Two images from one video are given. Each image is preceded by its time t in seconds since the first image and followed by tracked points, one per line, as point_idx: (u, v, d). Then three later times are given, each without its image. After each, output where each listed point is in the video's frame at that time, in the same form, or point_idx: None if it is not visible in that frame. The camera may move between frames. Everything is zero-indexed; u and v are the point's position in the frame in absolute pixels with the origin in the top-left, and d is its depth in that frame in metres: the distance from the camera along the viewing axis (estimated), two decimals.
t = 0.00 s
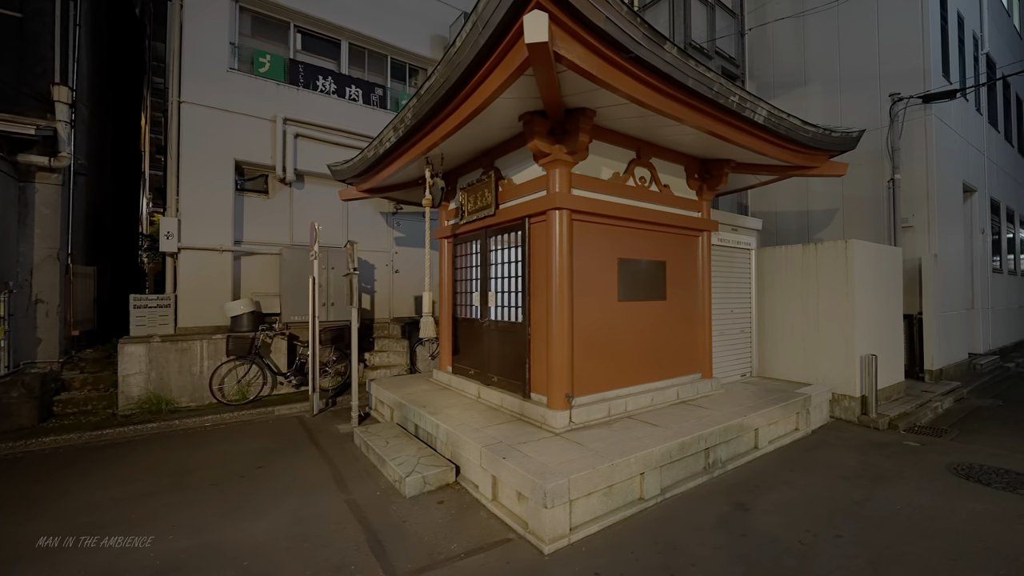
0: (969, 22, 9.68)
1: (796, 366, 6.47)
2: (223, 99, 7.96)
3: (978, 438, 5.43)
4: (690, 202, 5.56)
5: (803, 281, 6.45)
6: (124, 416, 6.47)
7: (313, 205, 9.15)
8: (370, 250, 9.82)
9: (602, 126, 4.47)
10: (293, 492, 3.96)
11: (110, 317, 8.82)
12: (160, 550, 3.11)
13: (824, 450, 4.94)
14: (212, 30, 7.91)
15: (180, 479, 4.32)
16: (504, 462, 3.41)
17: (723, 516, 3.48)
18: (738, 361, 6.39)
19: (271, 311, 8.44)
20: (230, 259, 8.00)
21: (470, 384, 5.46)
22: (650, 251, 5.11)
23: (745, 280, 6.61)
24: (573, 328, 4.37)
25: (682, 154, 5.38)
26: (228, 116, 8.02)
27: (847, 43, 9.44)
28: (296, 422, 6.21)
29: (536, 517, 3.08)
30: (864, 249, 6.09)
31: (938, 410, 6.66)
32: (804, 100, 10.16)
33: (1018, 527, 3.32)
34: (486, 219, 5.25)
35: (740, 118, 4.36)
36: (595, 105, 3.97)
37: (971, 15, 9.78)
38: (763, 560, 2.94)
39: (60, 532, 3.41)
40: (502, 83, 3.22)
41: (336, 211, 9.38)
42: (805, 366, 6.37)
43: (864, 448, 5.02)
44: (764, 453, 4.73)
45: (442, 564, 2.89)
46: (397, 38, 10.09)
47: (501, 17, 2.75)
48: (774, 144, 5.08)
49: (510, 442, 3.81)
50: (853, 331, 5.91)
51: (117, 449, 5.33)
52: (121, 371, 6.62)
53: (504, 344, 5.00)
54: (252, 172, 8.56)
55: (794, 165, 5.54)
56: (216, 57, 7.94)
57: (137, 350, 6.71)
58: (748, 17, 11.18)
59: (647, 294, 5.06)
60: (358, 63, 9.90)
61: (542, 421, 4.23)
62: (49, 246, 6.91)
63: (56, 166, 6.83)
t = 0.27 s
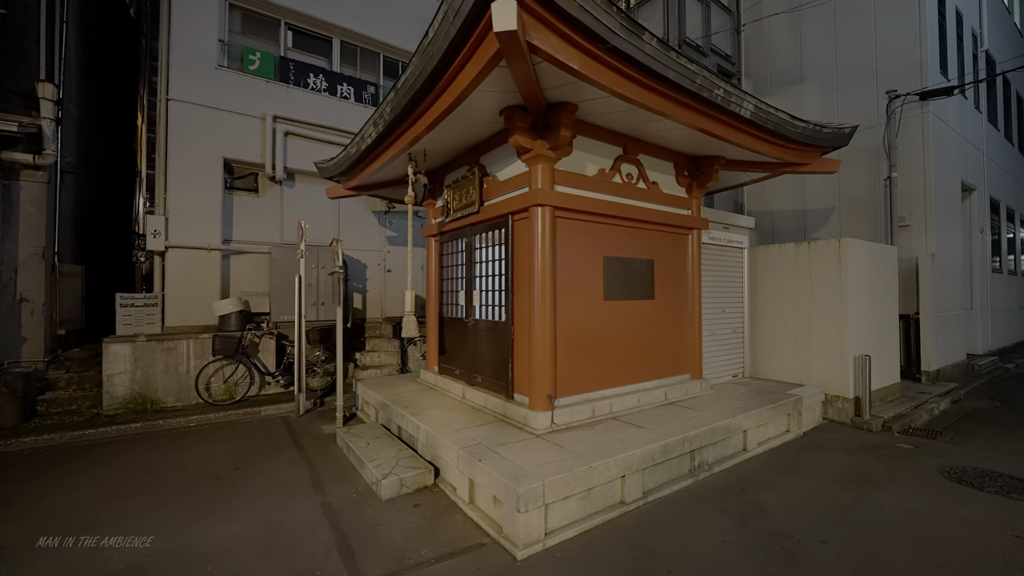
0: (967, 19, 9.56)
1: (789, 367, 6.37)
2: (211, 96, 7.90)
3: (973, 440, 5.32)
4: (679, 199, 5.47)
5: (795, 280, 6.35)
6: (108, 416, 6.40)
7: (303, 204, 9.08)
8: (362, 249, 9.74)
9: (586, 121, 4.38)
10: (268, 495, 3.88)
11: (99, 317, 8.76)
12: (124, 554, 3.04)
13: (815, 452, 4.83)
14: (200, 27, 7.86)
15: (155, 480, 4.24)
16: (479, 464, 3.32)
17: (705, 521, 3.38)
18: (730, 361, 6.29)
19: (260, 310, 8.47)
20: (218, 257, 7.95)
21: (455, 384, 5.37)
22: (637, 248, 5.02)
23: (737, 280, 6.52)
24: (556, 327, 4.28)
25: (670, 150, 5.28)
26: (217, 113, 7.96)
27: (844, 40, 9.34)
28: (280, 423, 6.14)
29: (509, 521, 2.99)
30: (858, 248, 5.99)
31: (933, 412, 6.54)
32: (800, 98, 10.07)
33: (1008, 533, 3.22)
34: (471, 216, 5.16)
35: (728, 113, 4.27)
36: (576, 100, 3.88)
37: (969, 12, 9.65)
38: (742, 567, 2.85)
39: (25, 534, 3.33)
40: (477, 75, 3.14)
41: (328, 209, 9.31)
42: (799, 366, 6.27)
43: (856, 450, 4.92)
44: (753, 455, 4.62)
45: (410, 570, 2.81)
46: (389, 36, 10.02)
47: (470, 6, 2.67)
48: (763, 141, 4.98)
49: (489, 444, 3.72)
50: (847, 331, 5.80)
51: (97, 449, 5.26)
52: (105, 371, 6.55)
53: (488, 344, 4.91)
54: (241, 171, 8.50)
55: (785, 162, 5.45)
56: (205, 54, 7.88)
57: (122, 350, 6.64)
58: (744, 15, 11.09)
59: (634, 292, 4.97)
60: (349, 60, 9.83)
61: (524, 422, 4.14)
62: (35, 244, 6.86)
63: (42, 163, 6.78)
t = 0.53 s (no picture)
0: (974, 14, 9.34)
1: (786, 370, 6.21)
2: (202, 95, 7.83)
3: (975, 447, 5.15)
4: (672, 198, 5.32)
5: (793, 281, 6.19)
6: (95, 417, 6.33)
7: (296, 203, 9.00)
8: (356, 249, 9.65)
9: (573, 117, 4.25)
10: (243, 502, 3.78)
11: (91, 317, 8.71)
12: (86, 564, 2.94)
13: (810, 460, 4.68)
14: (191, 24, 7.79)
15: (131, 485, 4.15)
16: (455, 473, 3.20)
17: (690, 533, 3.25)
18: (725, 364, 6.15)
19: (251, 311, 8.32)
20: (208, 257, 7.88)
21: (442, 387, 5.26)
22: (628, 249, 4.88)
23: (734, 281, 6.36)
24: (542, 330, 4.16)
25: (663, 148, 5.14)
26: (208, 112, 7.89)
27: (846, 36, 9.15)
28: (267, 426, 6.05)
29: (484, 534, 2.86)
30: (857, 248, 5.82)
31: (935, 417, 6.37)
32: (801, 95, 9.88)
33: (1008, 549, 3.06)
34: (457, 215, 5.04)
35: (720, 109, 4.13)
36: (560, 95, 3.75)
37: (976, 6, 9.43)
38: None
39: None
40: (452, 68, 3.02)
41: (321, 209, 9.23)
42: (796, 370, 6.12)
43: (853, 457, 4.76)
44: (745, 463, 4.48)
45: None
46: (384, 33, 9.92)
47: None
48: (758, 138, 4.83)
49: (469, 451, 3.60)
50: (845, 334, 5.64)
51: (78, 452, 5.18)
52: (92, 372, 6.48)
53: (474, 347, 4.79)
54: (233, 170, 8.43)
55: (782, 160, 5.30)
56: (195, 52, 7.80)
57: (109, 351, 6.56)
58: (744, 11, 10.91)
59: (624, 294, 4.83)
60: (343, 58, 9.73)
61: (507, 428, 4.02)
62: (22, 244, 6.81)
63: (29, 163, 6.73)
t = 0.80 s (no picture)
0: (974, 8, 9.19)
1: (781, 371, 6.09)
2: (191, 93, 7.76)
3: (972, 450, 5.02)
4: (662, 196, 5.21)
5: (787, 281, 6.07)
6: (79, 419, 6.25)
7: (287, 202, 8.92)
8: (348, 249, 9.57)
9: (557, 113, 4.14)
10: (216, 507, 3.69)
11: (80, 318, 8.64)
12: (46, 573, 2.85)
13: (802, 463, 4.57)
14: (179, 22, 7.71)
15: (106, 489, 4.07)
16: (429, 479, 3.10)
17: (673, 540, 3.14)
18: (718, 365, 6.03)
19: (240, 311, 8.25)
20: (197, 257, 7.80)
21: (427, 389, 5.17)
22: (615, 248, 4.77)
23: (727, 280, 6.24)
24: (524, 331, 4.06)
25: (652, 145, 5.03)
26: (196, 111, 7.82)
27: (845, 31, 9.02)
28: (252, 428, 5.96)
29: (456, 543, 2.76)
30: (852, 246, 5.70)
31: (934, 419, 6.23)
32: (799, 92, 9.75)
33: (1004, 558, 2.94)
34: (441, 214, 4.95)
35: (706, 103, 4.03)
36: (541, 89, 3.65)
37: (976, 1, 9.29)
38: None
39: None
40: (424, 61, 2.92)
41: (312, 208, 9.15)
42: (790, 371, 6.00)
43: (846, 461, 4.64)
44: (735, 467, 4.37)
45: None
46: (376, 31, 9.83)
47: None
48: (748, 134, 4.72)
49: (446, 455, 3.50)
50: (840, 334, 5.52)
51: (58, 454, 5.11)
52: (77, 374, 6.40)
53: (458, 348, 4.69)
54: (223, 170, 8.35)
55: (774, 156, 5.18)
56: (184, 50, 7.73)
57: (94, 352, 6.48)
58: (741, 8, 10.78)
59: (611, 294, 4.72)
60: (335, 57, 9.66)
61: (488, 431, 3.92)
62: (8, 244, 6.74)
63: (14, 162, 6.67)
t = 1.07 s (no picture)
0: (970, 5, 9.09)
1: (770, 372, 6.00)
2: (177, 90, 7.69)
3: (963, 453, 4.92)
4: (648, 193, 5.13)
5: (777, 280, 5.98)
6: (60, 420, 6.18)
7: (276, 201, 8.85)
8: (338, 248, 9.50)
9: (536, 108, 4.05)
10: (184, 510, 3.60)
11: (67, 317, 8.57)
12: None
13: (788, 466, 4.48)
14: (165, 19, 7.65)
15: (75, 491, 3.99)
16: (397, 482, 3.02)
17: (647, 546, 3.05)
18: (706, 366, 5.95)
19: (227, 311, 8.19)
20: (183, 256, 7.73)
21: (408, 390, 5.09)
22: (598, 246, 4.69)
23: (716, 279, 6.15)
24: (502, 330, 3.97)
25: (636, 141, 4.95)
26: (183, 108, 7.75)
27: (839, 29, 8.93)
28: (233, 429, 5.88)
29: (419, 549, 2.68)
30: (842, 245, 5.61)
31: (926, 421, 6.13)
32: (793, 90, 9.67)
33: (987, 566, 2.85)
34: (422, 212, 4.87)
35: (687, 98, 3.97)
36: (516, 83, 3.57)
37: None
38: None
39: None
40: (391, 51, 2.84)
41: (301, 206, 9.08)
42: (780, 372, 5.90)
43: (833, 464, 4.55)
44: (719, 470, 4.27)
45: None
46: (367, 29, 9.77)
47: None
48: (733, 130, 4.63)
49: (417, 458, 3.42)
50: (830, 334, 5.43)
51: (33, 455, 5.03)
52: (58, 373, 6.33)
53: (437, 349, 4.61)
54: (210, 168, 8.29)
55: (761, 154, 5.10)
56: (170, 48, 7.67)
57: (76, 351, 6.42)
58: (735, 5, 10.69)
59: (594, 293, 4.63)
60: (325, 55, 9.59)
61: (464, 433, 3.83)
62: None
63: None
